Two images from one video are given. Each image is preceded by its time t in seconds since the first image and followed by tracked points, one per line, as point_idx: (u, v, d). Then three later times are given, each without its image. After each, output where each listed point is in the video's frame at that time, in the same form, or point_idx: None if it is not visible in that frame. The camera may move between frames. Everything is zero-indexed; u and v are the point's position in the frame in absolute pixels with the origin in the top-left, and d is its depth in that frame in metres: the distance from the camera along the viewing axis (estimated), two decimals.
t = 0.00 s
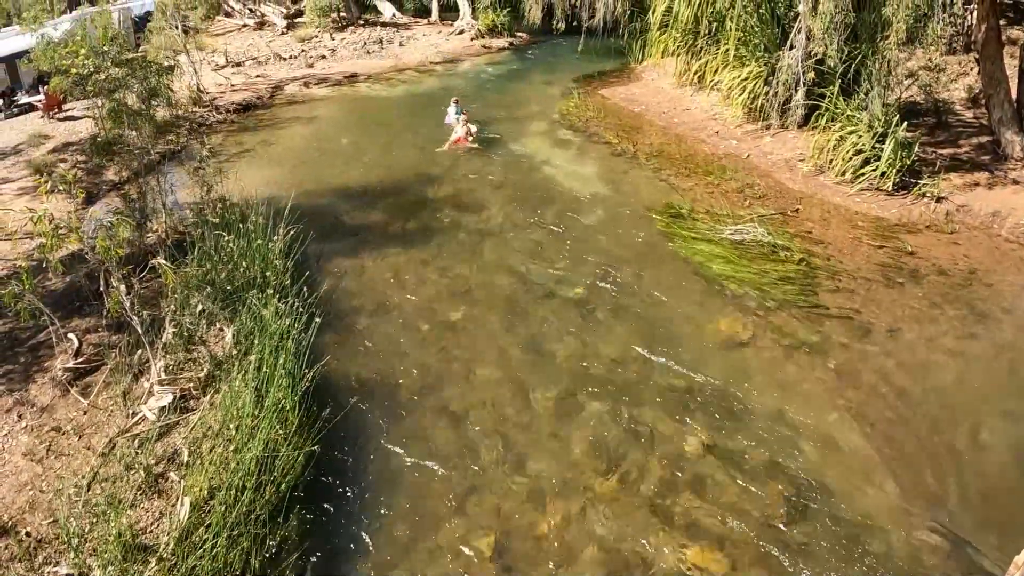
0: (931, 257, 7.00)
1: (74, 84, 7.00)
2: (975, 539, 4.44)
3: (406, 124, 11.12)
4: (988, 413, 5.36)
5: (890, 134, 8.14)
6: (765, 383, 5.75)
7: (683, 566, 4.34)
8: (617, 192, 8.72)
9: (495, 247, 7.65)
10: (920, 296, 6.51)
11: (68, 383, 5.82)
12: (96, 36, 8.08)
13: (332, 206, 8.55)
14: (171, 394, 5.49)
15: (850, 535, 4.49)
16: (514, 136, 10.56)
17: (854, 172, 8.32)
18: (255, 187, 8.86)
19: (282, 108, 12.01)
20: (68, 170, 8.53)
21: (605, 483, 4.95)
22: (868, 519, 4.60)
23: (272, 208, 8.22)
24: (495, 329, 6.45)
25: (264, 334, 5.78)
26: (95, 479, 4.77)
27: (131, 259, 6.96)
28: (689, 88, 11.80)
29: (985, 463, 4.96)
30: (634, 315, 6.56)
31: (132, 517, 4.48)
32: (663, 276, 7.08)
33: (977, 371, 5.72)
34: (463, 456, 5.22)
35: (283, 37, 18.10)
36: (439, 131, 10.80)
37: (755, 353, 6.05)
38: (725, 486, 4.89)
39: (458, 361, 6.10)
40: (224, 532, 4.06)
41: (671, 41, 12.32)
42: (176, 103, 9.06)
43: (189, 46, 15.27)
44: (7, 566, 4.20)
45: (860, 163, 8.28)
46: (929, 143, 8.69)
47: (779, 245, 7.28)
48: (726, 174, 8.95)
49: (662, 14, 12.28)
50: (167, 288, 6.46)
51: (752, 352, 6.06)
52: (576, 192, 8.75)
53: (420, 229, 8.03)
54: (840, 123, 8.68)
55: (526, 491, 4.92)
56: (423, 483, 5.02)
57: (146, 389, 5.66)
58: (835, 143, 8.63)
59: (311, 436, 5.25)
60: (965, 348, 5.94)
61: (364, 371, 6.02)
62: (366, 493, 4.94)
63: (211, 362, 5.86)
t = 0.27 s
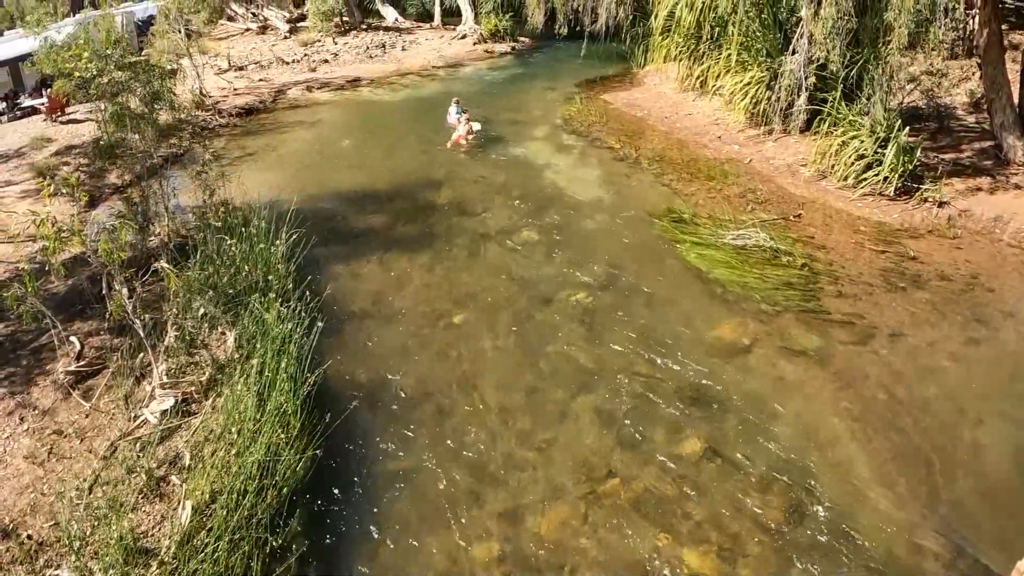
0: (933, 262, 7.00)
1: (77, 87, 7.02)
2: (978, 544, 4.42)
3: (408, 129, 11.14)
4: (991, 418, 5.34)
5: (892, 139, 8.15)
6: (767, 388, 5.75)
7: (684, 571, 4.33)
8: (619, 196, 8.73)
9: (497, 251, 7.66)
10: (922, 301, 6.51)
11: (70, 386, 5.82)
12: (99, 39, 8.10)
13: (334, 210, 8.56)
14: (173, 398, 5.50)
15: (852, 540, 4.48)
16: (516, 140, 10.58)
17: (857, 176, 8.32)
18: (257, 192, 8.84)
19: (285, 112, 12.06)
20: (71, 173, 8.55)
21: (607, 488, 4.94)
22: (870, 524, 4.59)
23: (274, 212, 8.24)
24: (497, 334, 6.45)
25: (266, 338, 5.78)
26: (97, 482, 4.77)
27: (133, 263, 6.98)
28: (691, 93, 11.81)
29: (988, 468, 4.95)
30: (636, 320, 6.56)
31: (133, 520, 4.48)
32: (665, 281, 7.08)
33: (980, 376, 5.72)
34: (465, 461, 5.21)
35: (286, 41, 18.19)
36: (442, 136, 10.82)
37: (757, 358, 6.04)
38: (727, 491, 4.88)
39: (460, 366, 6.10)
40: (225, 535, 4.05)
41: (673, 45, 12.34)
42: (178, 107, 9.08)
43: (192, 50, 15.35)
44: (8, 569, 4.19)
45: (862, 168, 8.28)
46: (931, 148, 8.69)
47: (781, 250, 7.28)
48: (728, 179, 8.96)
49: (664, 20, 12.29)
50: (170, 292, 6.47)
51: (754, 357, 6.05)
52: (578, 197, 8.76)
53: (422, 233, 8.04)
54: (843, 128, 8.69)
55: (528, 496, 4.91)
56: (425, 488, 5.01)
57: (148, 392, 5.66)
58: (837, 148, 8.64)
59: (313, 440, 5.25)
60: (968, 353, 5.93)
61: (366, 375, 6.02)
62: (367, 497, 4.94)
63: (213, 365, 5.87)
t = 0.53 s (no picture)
0: (935, 267, 7.00)
1: (80, 91, 7.03)
2: (980, 549, 4.41)
3: (411, 133, 11.17)
4: (994, 423, 5.33)
5: (895, 144, 8.15)
6: (769, 393, 5.73)
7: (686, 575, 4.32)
8: (621, 201, 8.74)
9: (499, 255, 7.67)
10: (924, 306, 6.51)
11: (72, 389, 5.82)
12: (102, 42, 8.12)
13: (337, 214, 8.57)
14: (175, 401, 5.50)
15: (854, 545, 4.47)
16: (518, 144, 10.61)
17: (859, 181, 8.33)
18: (261, 196, 8.92)
19: (287, 116, 12.11)
20: (73, 176, 8.58)
21: (608, 493, 4.93)
22: (873, 530, 4.57)
23: (277, 216, 8.26)
24: (499, 338, 6.45)
25: (269, 342, 5.79)
26: (99, 485, 4.77)
27: (136, 266, 7.00)
28: (693, 98, 11.83)
29: (990, 473, 4.94)
30: (638, 325, 6.56)
31: (135, 523, 4.47)
32: (667, 285, 7.08)
33: (982, 380, 5.71)
34: (466, 465, 5.21)
35: (289, 46, 18.28)
36: (444, 140, 10.85)
37: (759, 362, 6.04)
38: (729, 496, 4.87)
39: (462, 370, 6.10)
40: (226, 539, 4.05)
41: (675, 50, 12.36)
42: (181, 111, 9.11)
43: (196, 54, 15.44)
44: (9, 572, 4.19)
45: (864, 172, 8.29)
46: (933, 152, 8.70)
47: (783, 255, 7.29)
48: (731, 183, 8.97)
49: (666, 24, 12.31)
50: (172, 295, 6.48)
51: (756, 362, 6.05)
52: (580, 201, 8.77)
53: (424, 237, 8.05)
54: (845, 132, 8.70)
55: (529, 500, 4.91)
56: (427, 492, 5.01)
57: (150, 395, 5.67)
58: (839, 153, 8.65)
59: (315, 444, 5.26)
60: (970, 357, 5.93)
61: (368, 379, 6.02)
62: (369, 501, 4.93)
63: (216, 369, 5.87)
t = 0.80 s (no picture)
0: (936, 271, 7.00)
1: (82, 94, 7.06)
2: (982, 553, 4.40)
3: (413, 137, 11.21)
4: (996, 427, 5.33)
5: (896, 148, 8.16)
6: (771, 397, 5.73)
7: None
8: (622, 205, 8.76)
9: (501, 259, 7.68)
10: (926, 310, 6.51)
11: (74, 392, 5.83)
12: (105, 46, 8.16)
13: (339, 218, 8.59)
14: (177, 404, 5.51)
15: (856, 549, 4.46)
16: (520, 149, 10.64)
17: (860, 186, 8.34)
18: (263, 199, 8.95)
19: (289, 120, 12.16)
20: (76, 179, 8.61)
21: (610, 497, 4.92)
22: (875, 534, 4.56)
23: (279, 220, 8.28)
24: (500, 343, 6.46)
25: (270, 346, 5.80)
26: (100, 488, 4.77)
27: (138, 270, 7.02)
28: (695, 102, 11.86)
29: (992, 477, 4.93)
30: (639, 329, 6.56)
31: (136, 526, 4.47)
32: (669, 290, 7.09)
33: (983, 384, 5.70)
34: (468, 469, 5.21)
35: (291, 50, 18.36)
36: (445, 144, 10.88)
37: (761, 367, 6.04)
38: (731, 500, 4.87)
39: (463, 374, 6.11)
40: (228, 542, 4.05)
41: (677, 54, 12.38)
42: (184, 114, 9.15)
43: (198, 57, 15.51)
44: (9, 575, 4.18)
45: (865, 177, 8.30)
46: (934, 156, 8.71)
47: (785, 259, 7.29)
48: (732, 188, 8.98)
49: (667, 29, 12.33)
50: (174, 298, 6.49)
51: (758, 366, 6.05)
52: (581, 205, 8.79)
53: (426, 241, 8.06)
54: (846, 137, 8.71)
55: (530, 504, 4.90)
56: (428, 496, 5.01)
57: (152, 398, 5.67)
58: (841, 157, 8.66)
59: (316, 447, 5.26)
60: (971, 362, 5.93)
61: (370, 383, 6.02)
62: (370, 505, 4.93)
63: (217, 373, 5.88)
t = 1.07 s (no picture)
0: (938, 275, 7.00)
1: (84, 97, 7.07)
2: (985, 557, 4.39)
3: (414, 141, 11.23)
4: (999, 432, 5.32)
5: (897, 153, 8.17)
6: (773, 402, 5.73)
7: None
8: (624, 209, 8.77)
9: (502, 264, 7.68)
10: (927, 314, 6.51)
11: (75, 395, 5.83)
12: (107, 50, 8.17)
13: (341, 223, 8.60)
14: (179, 408, 5.51)
15: (859, 554, 4.44)
16: (521, 153, 10.65)
17: (862, 190, 8.35)
18: (264, 203, 8.96)
19: (291, 124, 12.20)
20: (77, 183, 8.63)
21: (612, 502, 4.92)
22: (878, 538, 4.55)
23: (281, 224, 8.29)
24: (502, 347, 6.46)
25: (272, 349, 5.81)
26: (101, 491, 4.76)
27: (140, 273, 7.02)
28: (696, 107, 11.87)
29: (994, 482, 4.92)
30: (641, 334, 6.56)
31: (137, 530, 4.46)
32: (671, 294, 7.09)
33: (986, 389, 5.70)
34: (469, 473, 5.20)
35: (293, 54, 18.41)
36: (447, 149, 10.90)
37: (762, 371, 6.04)
38: (733, 504, 4.86)
39: (465, 378, 6.11)
40: (229, 546, 4.04)
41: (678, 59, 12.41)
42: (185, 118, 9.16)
43: (199, 61, 15.55)
44: None
45: (867, 181, 8.31)
46: (936, 161, 8.72)
47: (786, 264, 7.30)
48: (734, 193, 8.99)
49: (669, 34, 12.34)
50: (176, 302, 6.50)
51: (760, 371, 6.05)
52: (583, 210, 8.80)
53: (427, 246, 8.07)
54: (847, 141, 8.72)
55: (532, 509, 4.89)
56: (430, 499, 5.00)
57: (153, 402, 5.67)
58: (842, 162, 8.67)
59: (318, 451, 5.25)
60: (973, 366, 5.92)
61: (372, 387, 6.03)
62: (371, 509, 4.93)
63: (219, 376, 5.88)
